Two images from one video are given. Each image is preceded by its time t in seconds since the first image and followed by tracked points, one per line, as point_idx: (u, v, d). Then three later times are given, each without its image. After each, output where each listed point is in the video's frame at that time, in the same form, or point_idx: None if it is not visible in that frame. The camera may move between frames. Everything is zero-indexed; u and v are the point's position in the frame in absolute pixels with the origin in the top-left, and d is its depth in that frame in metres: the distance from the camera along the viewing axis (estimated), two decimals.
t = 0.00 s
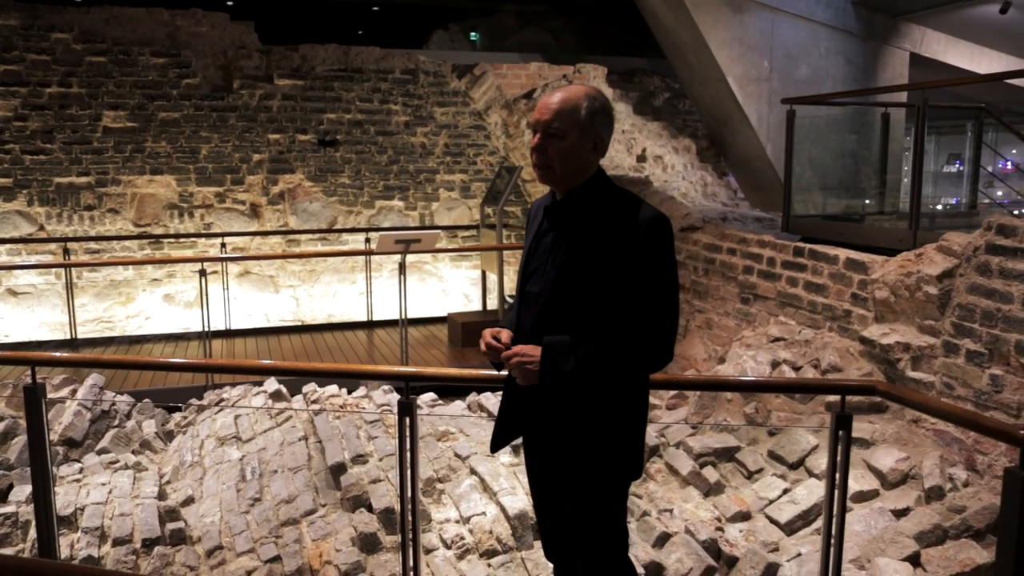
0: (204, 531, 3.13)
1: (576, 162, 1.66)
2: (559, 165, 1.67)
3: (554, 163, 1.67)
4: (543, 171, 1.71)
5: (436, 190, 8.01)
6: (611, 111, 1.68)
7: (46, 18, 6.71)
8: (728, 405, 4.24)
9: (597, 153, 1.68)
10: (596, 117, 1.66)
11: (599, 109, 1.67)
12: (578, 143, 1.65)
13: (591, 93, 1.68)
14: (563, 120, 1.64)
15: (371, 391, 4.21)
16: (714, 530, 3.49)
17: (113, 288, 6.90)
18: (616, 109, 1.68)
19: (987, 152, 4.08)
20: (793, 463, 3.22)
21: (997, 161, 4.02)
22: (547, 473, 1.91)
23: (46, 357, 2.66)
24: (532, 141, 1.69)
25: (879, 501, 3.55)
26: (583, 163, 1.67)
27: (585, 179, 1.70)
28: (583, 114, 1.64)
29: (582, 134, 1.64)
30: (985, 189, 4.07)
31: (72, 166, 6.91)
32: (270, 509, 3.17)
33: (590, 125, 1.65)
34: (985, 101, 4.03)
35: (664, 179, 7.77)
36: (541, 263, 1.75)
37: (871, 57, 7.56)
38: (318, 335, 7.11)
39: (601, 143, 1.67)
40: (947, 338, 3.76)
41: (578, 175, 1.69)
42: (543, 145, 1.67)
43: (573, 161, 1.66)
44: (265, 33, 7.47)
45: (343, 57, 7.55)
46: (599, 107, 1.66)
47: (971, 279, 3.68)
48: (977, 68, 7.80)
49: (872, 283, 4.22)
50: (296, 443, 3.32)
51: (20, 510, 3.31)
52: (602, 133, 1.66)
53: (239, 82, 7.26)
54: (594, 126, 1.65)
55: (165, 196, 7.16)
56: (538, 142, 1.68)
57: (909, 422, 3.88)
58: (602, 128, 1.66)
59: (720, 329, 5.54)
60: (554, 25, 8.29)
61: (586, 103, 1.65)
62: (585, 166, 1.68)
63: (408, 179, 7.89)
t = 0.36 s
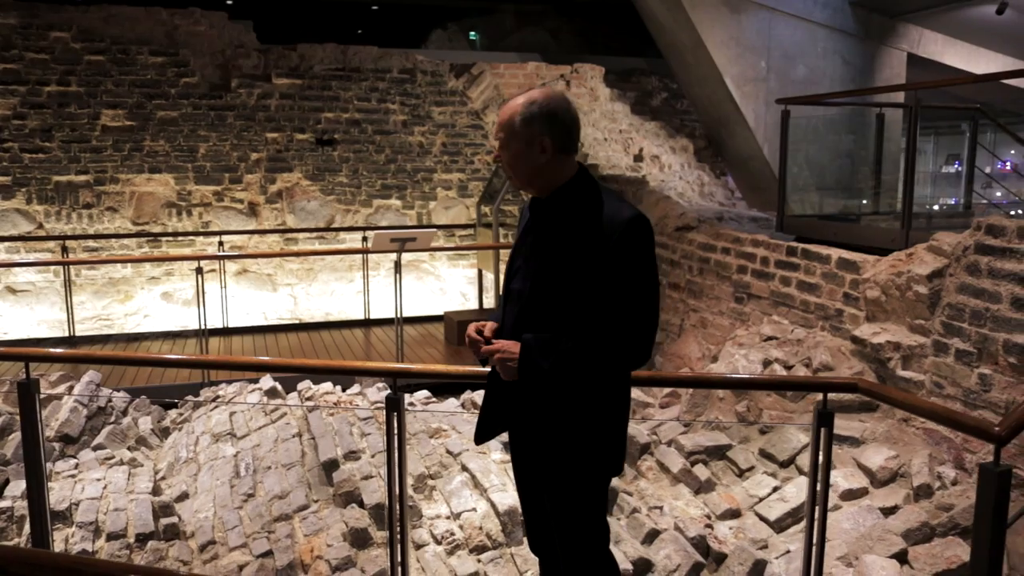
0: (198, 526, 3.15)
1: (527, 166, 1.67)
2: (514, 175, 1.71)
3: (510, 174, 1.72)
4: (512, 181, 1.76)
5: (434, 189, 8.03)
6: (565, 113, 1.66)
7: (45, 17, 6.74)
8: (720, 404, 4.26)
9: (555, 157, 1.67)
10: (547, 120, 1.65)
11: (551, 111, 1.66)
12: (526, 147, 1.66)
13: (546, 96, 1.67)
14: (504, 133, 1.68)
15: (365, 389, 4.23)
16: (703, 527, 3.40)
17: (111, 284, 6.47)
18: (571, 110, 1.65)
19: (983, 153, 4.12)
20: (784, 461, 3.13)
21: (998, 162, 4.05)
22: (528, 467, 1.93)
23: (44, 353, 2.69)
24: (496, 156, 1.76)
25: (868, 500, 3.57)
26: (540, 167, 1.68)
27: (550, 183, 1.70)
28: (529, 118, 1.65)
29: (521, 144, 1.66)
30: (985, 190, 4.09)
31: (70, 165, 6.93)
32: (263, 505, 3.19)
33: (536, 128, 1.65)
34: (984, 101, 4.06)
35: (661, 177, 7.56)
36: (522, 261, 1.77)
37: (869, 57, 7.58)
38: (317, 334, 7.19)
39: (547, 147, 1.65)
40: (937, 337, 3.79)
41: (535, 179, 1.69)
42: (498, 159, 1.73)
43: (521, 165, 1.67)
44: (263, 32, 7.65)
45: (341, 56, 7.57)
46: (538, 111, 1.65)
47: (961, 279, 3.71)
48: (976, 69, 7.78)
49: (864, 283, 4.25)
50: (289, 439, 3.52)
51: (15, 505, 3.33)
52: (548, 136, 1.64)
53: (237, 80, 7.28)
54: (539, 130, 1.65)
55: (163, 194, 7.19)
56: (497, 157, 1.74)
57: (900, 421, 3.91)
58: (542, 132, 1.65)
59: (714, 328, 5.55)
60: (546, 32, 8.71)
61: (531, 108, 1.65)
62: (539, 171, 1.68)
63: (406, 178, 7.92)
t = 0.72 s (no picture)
0: (198, 523, 3.17)
1: (507, 168, 1.71)
2: (496, 178, 1.74)
3: (494, 177, 1.75)
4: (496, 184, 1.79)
5: (439, 188, 8.06)
6: (540, 112, 1.68)
7: (52, 18, 6.78)
8: (721, 404, 4.24)
9: (533, 156, 1.70)
10: (522, 121, 1.68)
11: (527, 112, 1.69)
12: (504, 149, 1.69)
13: (521, 98, 1.70)
14: (483, 136, 1.71)
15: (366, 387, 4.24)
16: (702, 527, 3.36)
17: (119, 284, 6.71)
18: (547, 109, 1.67)
19: (994, 152, 4.05)
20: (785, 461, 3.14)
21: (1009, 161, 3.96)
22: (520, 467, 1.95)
23: (51, 352, 2.73)
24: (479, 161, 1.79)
25: (868, 500, 3.58)
26: (520, 167, 1.70)
27: (532, 183, 1.72)
28: (504, 121, 1.68)
29: (498, 146, 1.69)
30: (994, 189, 4.01)
31: (77, 165, 6.98)
32: (264, 503, 3.21)
33: (512, 130, 1.68)
34: (997, 98, 4.01)
35: (667, 177, 7.53)
36: (507, 261, 1.80)
37: (877, 55, 7.54)
38: (320, 331, 7.10)
39: (525, 146, 1.68)
40: (940, 338, 3.77)
41: (516, 179, 1.72)
42: (481, 163, 1.76)
43: (501, 167, 1.70)
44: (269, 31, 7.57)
45: (346, 56, 7.61)
46: (513, 112, 1.68)
47: (963, 279, 3.69)
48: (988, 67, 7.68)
49: (867, 283, 4.24)
50: (291, 438, 3.64)
51: (19, 502, 3.36)
52: (525, 136, 1.67)
53: (243, 80, 7.31)
54: (515, 131, 1.67)
55: (169, 194, 7.23)
56: (480, 161, 1.77)
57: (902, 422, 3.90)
58: (519, 132, 1.67)
59: (717, 327, 5.54)
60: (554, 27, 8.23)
61: (506, 111, 1.68)
62: (519, 171, 1.71)
63: (411, 177, 7.93)
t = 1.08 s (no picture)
0: (196, 521, 3.19)
1: (489, 164, 1.70)
2: (480, 175, 1.74)
3: (478, 174, 1.75)
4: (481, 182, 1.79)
5: (447, 187, 8.05)
6: (524, 110, 1.68)
7: (62, 17, 6.82)
8: (724, 405, 4.19)
9: (516, 153, 1.69)
10: (505, 117, 1.68)
11: (510, 108, 1.68)
12: (486, 145, 1.69)
13: (506, 96, 1.70)
14: (467, 133, 1.71)
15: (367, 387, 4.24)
16: (700, 527, 3.40)
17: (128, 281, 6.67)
18: (530, 106, 1.67)
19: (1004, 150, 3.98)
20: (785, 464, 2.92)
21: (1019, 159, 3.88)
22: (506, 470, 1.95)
23: (58, 352, 2.78)
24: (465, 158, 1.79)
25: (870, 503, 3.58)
26: (501, 164, 1.70)
27: (513, 181, 1.72)
28: (487, 116, 1.68)
29: (480, 142, 1.69)
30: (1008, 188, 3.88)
31: (87, 163, 7.02)
32: (261, 501, 3.22)
33: (493, 125, 1.68)
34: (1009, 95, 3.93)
35: (675, 176, 7.49)
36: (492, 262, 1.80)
37: (888, 52, 7.47)
38: (328, 329, 7.04)
39: (507, 143, 1.67)
40: (945, 338, 3.74)
41: (498, 177, 1.71)
42: (466, 160, 1.76)
43: (483, 163, 1.70)
44: (277, 30, 7.59)
45: (354, 54, 7.60)
46: (496, 109, 1.68)
47: (968, 279, 3.65)
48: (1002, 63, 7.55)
49: (872, 283, 4.20)
50: (291, 436, 3.58)
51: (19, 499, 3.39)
52: (507, 131, 1.66)
53: (251, 79, 7.33)
54: (497, 126, 1.67)
55: (178, 192, 7.26)
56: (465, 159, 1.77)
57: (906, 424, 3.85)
58: (501, 129, 1.67)
59: (723, 327, 5.50)
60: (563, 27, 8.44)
61: (490, 106, 1.68)
62: (500, 168, 1.70)
63: (419, 175, 7.92)
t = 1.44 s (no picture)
0: (203, 516, 3.23)
1: (474, 166, 1.70)
2: (469, 177, 1.74)
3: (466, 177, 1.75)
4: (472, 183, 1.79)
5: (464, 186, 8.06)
6: (505, 113, 1.65)
7: (84, 19, 6.92)
8: (734, 406, 4.14)
9: (500, 155, 1.68)
10: (487, 121, 1.66)
11: (493, 111, 1.66)
12: (470, 148, 1.69)
13: (489, 98, 1.68)
14: (452, 138, 1.71)
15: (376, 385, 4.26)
16: (705, 530, 3.34)
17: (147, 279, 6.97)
18: (512, 109, 1.64)
19: None
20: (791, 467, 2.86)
21: None
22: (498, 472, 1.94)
23: (79, 350, 2.82)
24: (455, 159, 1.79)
25: (879, 507, 3.53)
26: (487, 166, 1.69)
27: (501, 182, 1.72)
28: (470, 120, 1.67)
29: (465, 147, 1.68)
30: None
31: (108, 162, 7.10)
32: (267, 498, 3.25)
33: (476, 129, 1.66)
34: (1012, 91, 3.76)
35: (692, 175, 7.45)
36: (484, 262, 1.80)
37: (910, 50, 7.38)
38: (342, 329, 7.06)
39: (490, 147, 1.66)
40: (958, 341, 3.69)
41: (485, 180, 1.71)
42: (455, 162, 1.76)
43: (467, 166, 1.70)
44: (295, 30, 7.71)
45: (371, 54, 7.65)
46: (478, 114, 1.66)
47: (982, 281, 3.60)
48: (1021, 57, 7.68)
49: (885, 284, 4.15)
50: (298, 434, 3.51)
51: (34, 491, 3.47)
52: (489, 136, 1.65)
53: (268, 79, 7.38)
54: (479, 131, 1.66)
55: (197, 190, 7.34)
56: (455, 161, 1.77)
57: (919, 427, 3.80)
58: (483, 133, 1.66)
59: (737, 327, 5.47)
60: (580, 26, 8.64)
61: (472, 110, 1.67)
62: (485, 170, 1.70)
63: (436, 175, 7.94)
